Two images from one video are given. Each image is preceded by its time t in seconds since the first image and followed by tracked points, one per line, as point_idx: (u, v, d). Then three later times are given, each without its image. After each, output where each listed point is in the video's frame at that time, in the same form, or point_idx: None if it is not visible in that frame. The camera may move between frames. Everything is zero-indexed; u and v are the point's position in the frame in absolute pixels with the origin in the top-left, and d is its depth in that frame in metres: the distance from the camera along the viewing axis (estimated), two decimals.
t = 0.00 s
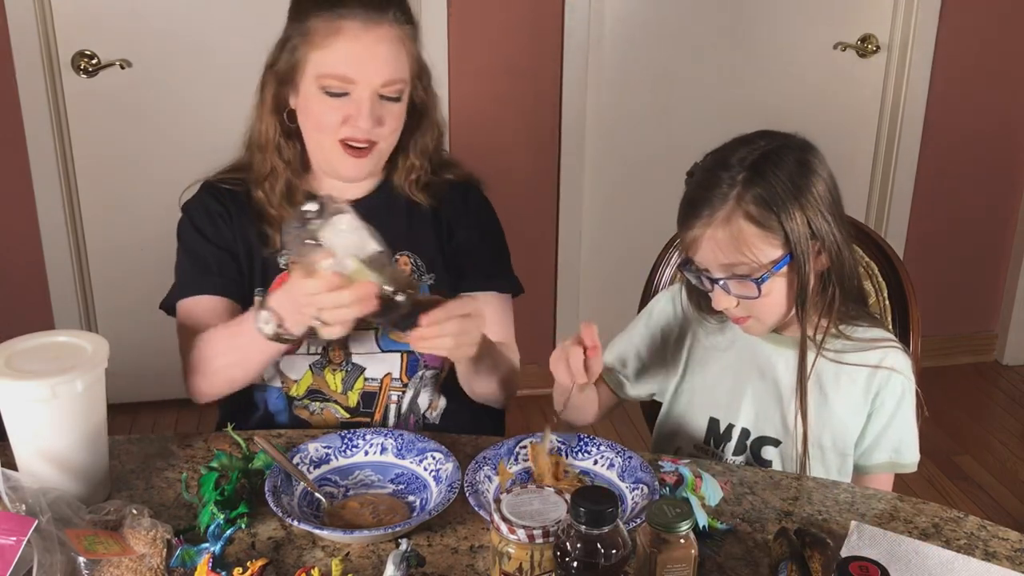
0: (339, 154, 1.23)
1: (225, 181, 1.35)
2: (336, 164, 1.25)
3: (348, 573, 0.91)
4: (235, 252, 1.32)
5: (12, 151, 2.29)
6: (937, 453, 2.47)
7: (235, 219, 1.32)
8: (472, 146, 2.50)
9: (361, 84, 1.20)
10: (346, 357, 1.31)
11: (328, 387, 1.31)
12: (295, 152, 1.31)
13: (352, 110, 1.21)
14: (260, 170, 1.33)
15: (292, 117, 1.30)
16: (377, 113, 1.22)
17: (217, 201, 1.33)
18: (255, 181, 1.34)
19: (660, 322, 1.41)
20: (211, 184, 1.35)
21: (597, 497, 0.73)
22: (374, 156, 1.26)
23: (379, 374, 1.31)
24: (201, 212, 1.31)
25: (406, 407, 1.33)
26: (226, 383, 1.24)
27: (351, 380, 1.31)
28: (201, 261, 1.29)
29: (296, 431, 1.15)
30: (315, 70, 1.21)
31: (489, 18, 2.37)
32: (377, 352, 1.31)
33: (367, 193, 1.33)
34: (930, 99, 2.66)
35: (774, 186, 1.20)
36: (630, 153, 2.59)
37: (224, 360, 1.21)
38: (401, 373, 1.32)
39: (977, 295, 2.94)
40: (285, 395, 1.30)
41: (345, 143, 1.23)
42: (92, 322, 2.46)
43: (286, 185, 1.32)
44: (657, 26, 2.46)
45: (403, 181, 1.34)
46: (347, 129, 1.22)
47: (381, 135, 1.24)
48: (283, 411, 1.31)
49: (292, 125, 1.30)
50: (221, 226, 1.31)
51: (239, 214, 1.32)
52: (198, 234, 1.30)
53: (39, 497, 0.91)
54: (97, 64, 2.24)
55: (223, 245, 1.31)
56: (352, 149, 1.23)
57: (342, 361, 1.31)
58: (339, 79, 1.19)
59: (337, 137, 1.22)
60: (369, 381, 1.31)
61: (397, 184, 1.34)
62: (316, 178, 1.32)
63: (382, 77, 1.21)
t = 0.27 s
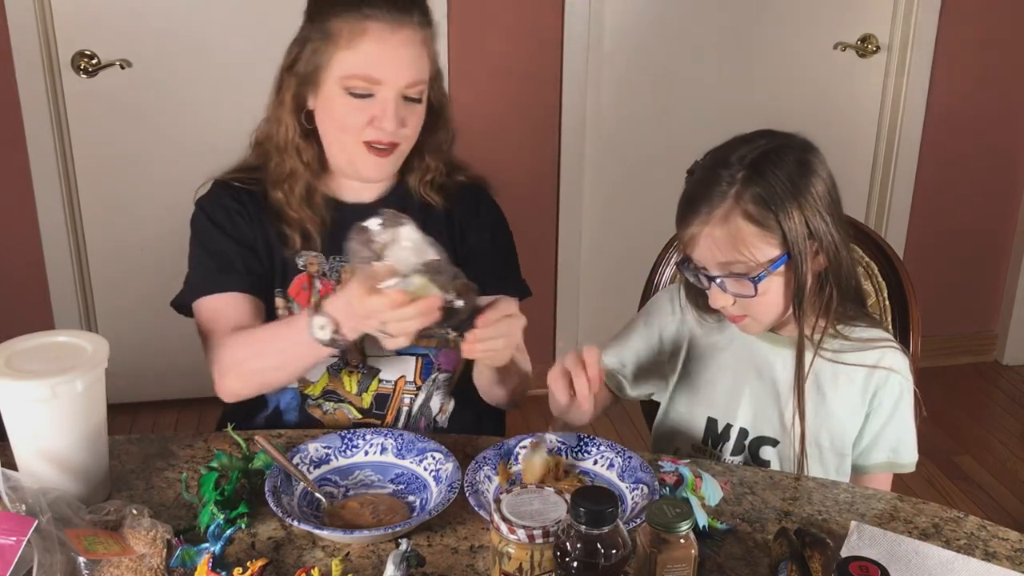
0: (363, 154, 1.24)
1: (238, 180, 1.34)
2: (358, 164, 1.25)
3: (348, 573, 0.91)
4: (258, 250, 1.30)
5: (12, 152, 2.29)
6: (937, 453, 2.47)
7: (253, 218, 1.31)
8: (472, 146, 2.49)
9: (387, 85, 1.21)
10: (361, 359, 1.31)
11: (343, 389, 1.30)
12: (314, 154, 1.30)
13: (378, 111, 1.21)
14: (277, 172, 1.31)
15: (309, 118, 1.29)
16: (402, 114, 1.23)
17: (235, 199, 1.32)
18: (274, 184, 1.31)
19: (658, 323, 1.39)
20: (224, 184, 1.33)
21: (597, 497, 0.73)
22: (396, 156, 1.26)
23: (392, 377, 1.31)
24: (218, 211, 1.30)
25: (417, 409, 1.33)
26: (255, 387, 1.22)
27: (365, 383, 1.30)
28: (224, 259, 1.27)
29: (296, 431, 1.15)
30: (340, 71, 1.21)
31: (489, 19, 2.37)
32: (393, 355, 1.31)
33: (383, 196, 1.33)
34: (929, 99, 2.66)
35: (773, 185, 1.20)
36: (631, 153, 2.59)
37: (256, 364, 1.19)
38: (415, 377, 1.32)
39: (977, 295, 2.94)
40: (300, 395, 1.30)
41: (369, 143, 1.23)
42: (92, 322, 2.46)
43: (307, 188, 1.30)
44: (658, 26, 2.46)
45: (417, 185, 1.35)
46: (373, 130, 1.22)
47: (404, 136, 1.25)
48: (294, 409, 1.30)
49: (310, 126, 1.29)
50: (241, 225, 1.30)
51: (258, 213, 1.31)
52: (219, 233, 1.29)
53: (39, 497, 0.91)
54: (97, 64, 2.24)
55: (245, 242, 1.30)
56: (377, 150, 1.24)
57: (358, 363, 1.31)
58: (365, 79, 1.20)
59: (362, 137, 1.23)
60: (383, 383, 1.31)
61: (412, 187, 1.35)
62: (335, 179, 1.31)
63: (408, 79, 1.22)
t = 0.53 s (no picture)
0: (386, 155, 1.23)
1: (255, 181, 1.33)
2: (377, 164, 1.24)
3: (348, 573, 0.91)
4: (280, 248, 1.29)
5: (12, 152, 2.29)
6: (937, 453, 2.47)
7: (273, 217, 1.29)
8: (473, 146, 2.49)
9: (411, 86, 1.20)
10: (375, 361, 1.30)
11: (358, 393, 1.30)
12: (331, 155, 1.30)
13: (402, 112, 1.20)
14: (297, 175, 1.30)
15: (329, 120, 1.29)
16: (425, 115, 1.22)
17: (254, 199, 1.30)
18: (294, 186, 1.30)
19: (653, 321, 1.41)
20: (240, 184, 1.32)
21: (597, 498, 0.73)
22: (417, 158, 1.25)
23: (406, 380, 1.32)
24: (238, 210, 1.28)
25: (426, 411, 1.34)
26: (275, 394, 1.18)
27: (380, 386, 1.31)
28: (246, 258, 1.25)
29: (296, 431, 1.15)
30: (365, 70, 1.20)
31: (490, 19, 2.37)
32: (407, 359, 1.32)
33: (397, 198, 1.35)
34: (929, 100, 2.66)
35: (784, 178, 1.20)
36: (631, 153, 2.59)
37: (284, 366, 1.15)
38: (428, 380, 1.33)
39: (977, 295, 2.94)
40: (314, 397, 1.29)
41: (392, 144, 1.22)
42: (92, 321, 2.46)
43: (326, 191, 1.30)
44: (659, 26, 2.46)
45: (431, 187, 1.38)
46: (396, 130, 1.21)
47: (426, 137, 1.24)
48: (305, 409, 1.30)
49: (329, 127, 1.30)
50: (262, 224, 1.28)
51: (277, 213, 1.30)
52: (239, 232, 1.27)
53: (39, 497, 0.91)
54: (97, 64, 2.24)
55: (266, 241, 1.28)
56: (400, 151, 1.23)
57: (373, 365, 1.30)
58: (390, 80, 1.19)
59: (385, 137, 1.22)
60: (395, 386, 1.31)
61: (426, 189, 1.38)
62: (353, 180, 1.33)
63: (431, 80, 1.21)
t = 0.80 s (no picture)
0: (391, 158, 1.23)
1: (261, 181, 1.32)
2: (383, 168, 1.24)
3: (348, 573, 0.91)
4: (286, 250, 1.28)
5: (12, 151, 2.29)
6: (937, 453, 2.46)
7: (279, 218, 1.29)
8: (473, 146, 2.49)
9: (418, 91, 1.20)
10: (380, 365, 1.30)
11: (362, 395, 1.30)
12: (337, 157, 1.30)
13: (408, 116, 1.20)
14: (304, 177, 1.30)
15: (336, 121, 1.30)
16: (431, 120, 1.22)
17: (260, 200, 1.29)
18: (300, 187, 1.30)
19: (650, 319, 1.42)
20: (247, 184, 1.31)
21: (597, 498, 0.73)
22: (422, 162, 1.25)
23: (410, 383, 1.32)
24: (244, 211, 1.28)
25: (428, 414, 1.34)
26: (281, 397, 1.18)
27: (383, 389, 1.30)
28: (254, 259, 1.24)
29: (296, 431, 1.15)
30: (372, 74, 1.20)
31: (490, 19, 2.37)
32: (411, 362, 1.31)
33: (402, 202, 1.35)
34: (929, 100, 2.66)
35: (795, 176, 1.20)
36: (632, 153, 2.59)
37: (287, 373, 1.15)
38: (432, 383, 1.33)
39: (977, 295, 2.94)
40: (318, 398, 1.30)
41: (397, 148, 1.22)
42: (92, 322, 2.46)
43: (333, 193, 1.30)
44: (660, 26, 2.46)
45: (437, 190, 1.38)
46: (402, 134, 1.21)
47: (432, 142, 1.24)
48: (309, 411, 1.31)
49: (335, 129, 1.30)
50: (268, 225, 1.28)
51: (284, 214, 1.30)
52: (247, 233, 1.26)
53: (39, 497, 0.91)
54: (97, 64, 2.24)
55: (273, 242, 1.28)
56: (405, 155, 1.23)
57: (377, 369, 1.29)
58: (397, 84, 1.19)
59: (390, 141, 1.22)
60: (399, 389, 1.31)
61: (432, 193, 1.38)
62: (360, 183, 1.33)
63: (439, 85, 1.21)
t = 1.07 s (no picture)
0: (388, 161, 1.23)
1: (260, 181, 1.32)
2: (381, 171, 1.24)
3: (348, 573, 0.91)
4: (285, 248, 1.28)
5: (12, 151, 2.29)
6: (937, 453, 2.46)
7: (279, 218, 1.29)
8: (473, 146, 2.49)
9: (415, 94, 1.20)
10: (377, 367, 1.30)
11: (360, 397, 1.30)
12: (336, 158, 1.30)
13: (405, 119, 1.20)
14: (301, 178, 1.30)
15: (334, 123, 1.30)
16: (429, 122, 1.22)
17: (260, 200, 1.29)
18: (298, 189, 1.30)
19: (653, 322, 1.43)
20: (246, 184, 1.31)
21: (597, 498, 0.73)
22: (419, 165, 1.25)
23: (408, 384, 1.32)
24: (243, 210, 1.28)
25: (426, 416, 1.34)
26: (275, 394, 1.19)
27: (381, 390, 1.31)
28: (252, 258, 1.24)
29: (296, 431, 1.15)
30: (369, 77, 1.20)
31: (490, 19, 2.37)
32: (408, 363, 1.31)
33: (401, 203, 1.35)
34: (929, 100, 2.66)
35: (806, 179, 1.20)
36: (631, 153, 2.59)
37: (281, 369, 1.16)
38: (429, 385, 1.33)
39: (977, 295, 2.94)
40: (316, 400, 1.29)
41: (394, 151, 1.22)
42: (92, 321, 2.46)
43: (332, 195, 1.29)
44: (659, 26, 2.46)
45: (436, 191, 1.38)
46: (399, 137, 1.21)
47: (429, 144, 1.24)
48: (307, 412, 1.30)
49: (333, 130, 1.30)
50: (267, 224, 1.28)
51: (283, 214, 1.30)
52: (246, 232, 1.26)
53: (39, 497, 0.91)
54: (97, 64, 2.24)
55: (272, 242, 1.28)
56: (402, 158, 1.23)
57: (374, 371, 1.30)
58: (394, 88, 1.19)
59: (387, 144, 1.22)
60: (397, 391, 1.31)
61: (431, 195, 1.38)
62: (359, 184, 1.33)
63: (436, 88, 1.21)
